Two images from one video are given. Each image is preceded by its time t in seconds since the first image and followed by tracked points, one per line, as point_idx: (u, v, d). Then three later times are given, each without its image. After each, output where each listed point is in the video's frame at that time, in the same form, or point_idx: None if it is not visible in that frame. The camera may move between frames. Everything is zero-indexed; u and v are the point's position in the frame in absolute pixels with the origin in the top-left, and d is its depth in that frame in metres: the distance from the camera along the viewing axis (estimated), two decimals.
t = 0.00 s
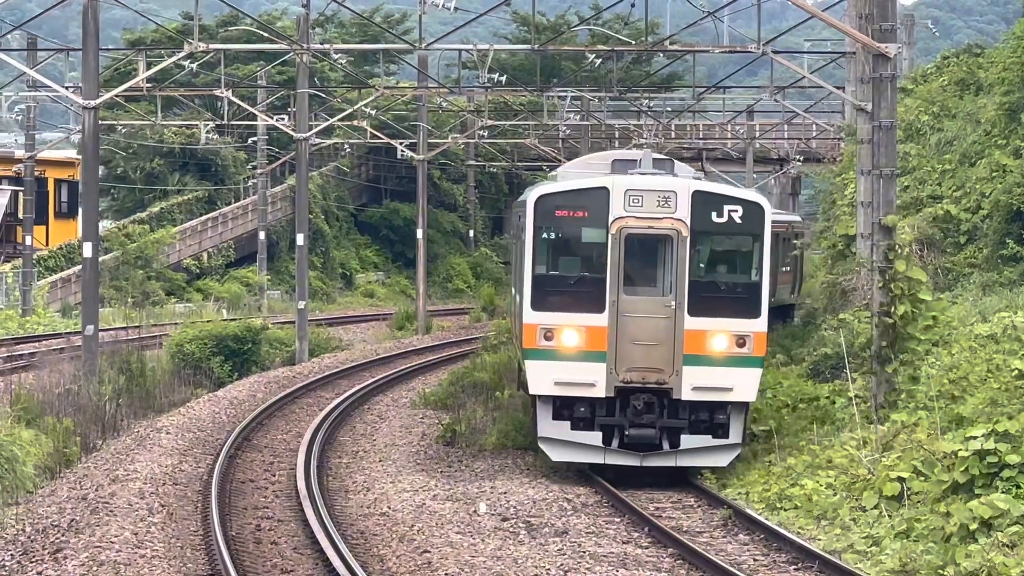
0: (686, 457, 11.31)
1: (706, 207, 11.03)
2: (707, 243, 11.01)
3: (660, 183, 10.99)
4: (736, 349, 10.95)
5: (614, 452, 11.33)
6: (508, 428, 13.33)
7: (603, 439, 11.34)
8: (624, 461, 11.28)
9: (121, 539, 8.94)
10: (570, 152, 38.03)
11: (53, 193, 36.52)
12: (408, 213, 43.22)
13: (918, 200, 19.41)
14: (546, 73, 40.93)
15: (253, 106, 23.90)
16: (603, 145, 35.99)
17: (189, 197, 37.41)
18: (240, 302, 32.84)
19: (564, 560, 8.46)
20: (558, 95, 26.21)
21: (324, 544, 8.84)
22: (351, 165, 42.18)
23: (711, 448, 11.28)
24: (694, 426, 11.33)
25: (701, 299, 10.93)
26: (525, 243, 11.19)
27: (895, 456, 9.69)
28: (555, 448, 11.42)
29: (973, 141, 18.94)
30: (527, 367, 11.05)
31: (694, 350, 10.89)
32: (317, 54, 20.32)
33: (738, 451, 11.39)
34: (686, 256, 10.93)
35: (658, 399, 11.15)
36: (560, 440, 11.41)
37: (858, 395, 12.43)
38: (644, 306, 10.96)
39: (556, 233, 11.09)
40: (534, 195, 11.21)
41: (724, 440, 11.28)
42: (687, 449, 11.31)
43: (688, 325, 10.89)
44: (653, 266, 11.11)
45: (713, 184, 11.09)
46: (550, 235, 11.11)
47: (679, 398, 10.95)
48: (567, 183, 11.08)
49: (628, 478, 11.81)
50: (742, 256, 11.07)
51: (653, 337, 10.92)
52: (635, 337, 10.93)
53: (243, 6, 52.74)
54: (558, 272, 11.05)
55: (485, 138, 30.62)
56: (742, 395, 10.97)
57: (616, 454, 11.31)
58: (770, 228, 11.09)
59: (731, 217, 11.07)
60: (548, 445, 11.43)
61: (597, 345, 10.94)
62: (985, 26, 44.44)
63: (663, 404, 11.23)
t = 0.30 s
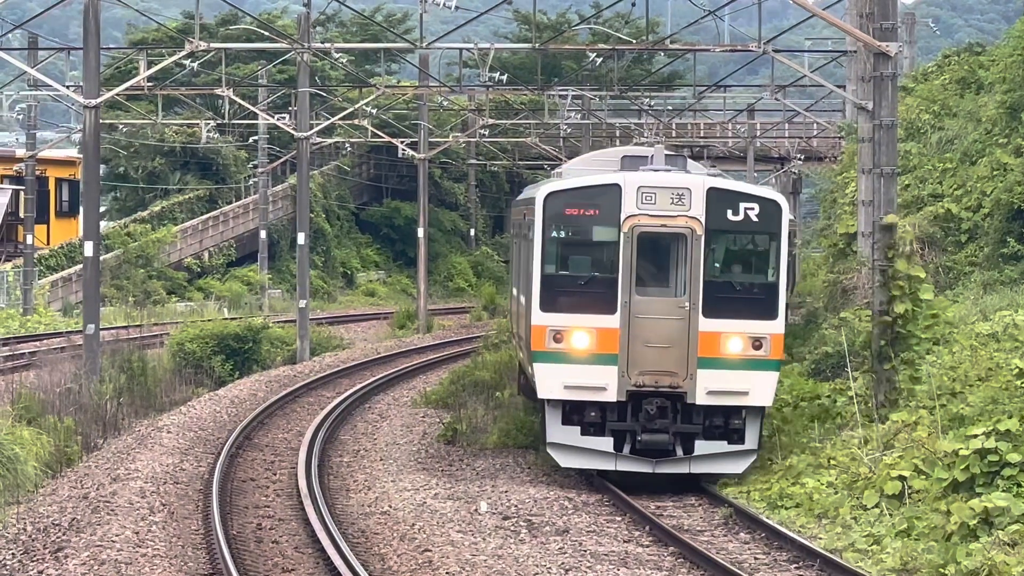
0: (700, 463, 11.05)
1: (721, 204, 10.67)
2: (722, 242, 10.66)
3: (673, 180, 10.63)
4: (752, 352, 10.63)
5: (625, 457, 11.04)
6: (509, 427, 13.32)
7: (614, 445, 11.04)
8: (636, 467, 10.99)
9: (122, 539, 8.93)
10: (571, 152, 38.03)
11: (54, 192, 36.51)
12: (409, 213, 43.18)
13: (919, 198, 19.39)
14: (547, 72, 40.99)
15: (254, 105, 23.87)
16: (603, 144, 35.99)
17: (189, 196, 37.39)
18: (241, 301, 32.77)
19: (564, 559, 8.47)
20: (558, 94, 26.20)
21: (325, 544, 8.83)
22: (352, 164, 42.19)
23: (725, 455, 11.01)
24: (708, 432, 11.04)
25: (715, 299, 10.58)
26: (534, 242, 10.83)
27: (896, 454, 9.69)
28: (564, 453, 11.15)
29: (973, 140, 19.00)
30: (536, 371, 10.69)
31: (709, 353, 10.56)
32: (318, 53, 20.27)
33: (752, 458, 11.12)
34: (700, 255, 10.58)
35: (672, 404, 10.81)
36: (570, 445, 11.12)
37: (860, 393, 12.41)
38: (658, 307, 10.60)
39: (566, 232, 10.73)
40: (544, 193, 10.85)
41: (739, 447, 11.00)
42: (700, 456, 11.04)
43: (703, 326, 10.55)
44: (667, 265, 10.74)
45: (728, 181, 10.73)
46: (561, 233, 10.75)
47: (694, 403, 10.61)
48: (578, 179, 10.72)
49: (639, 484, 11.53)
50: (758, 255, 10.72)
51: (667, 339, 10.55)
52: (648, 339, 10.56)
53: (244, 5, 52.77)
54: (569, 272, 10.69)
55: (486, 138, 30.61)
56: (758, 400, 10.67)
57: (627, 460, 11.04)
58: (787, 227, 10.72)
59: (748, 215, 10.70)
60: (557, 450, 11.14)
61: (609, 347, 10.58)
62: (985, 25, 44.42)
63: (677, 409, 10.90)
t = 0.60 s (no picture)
0: (716, 469, 10.59)
1: (736, 200, 10.29)
2: (738, 240, 10.29)
3: (686, 175, 10.27)
4: (769, 353, 10.23)
5: (638, 463, 10.62)
6: (510, 425, 13.32)
7: (626, 450, 10.65)
8: (649, 473, 10.56)
9: (123, 537, 8.94)
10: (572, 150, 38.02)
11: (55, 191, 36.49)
12: (409, 211, 43.17)
13: (920, 196, 19.40)
14: (548, 71, 41.01)
15: (254, 104, 23.85)
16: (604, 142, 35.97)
17: (190, 194, 37.38)
18: (242, 300, 32.71)
19: (566, 558, 8.47)
20: (559, 93, 26.19)
21: (327, 543, 8.85)
22: (352, 162, 42.21)
23: (742, 460, 10.57)
24: (724, 436, 10.62)
25: (731, 299, 10.22)
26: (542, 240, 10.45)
27: (897, 453, 9.69)
28: (575, 459, 10.72)
29: (974, 138, 19.00)
30: (545, 374, 10.31)
31: (724, 355, 10.18)
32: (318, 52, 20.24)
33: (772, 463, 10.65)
34: (715, 252, 10.21)
35: (686, 407, 10.44)
36: (581, 452, 10.70)
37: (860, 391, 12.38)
38: (671, 307, 10.23)
39: (577, 229, 10.36)
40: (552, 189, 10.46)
41: (756, 452, 10.56)
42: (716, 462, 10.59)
43: (718, 327, 10.18)
44: (681, 264, 10.37)
45: (744, 176, 10.36)
46: (571, 231, 10.37)
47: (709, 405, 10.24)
48: (588, 175, 10.35)
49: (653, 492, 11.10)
50: (775, 253, 10.34)
51: (681, 340, 10.19)
52: (661, 340, 10.20)
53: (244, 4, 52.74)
54: (579, 271, 10.32)
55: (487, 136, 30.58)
56: (775, 403, 10.27)
57: (640, 465, 10.61)
58: (806, 224, 10.32)
59: (765, 211, 10.32)
60: (567, 456, 10.72)
61: (621, 348, 10.22)
62: (985, 24, 44.44)
63: (692, 412, 10.53)
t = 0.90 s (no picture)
0: (733, 474, 10.09)
1: (753, 195, 9.86)
2: (755, 236, 9.85)
3: (700, 170, 9.83)
4: (787, 355, 9.80)
5: (653, 469, 10.12)
6: (511, 424, 13.31)
7: (641, 456, 10.13)
8: (664, 480, 10.07)
9: (125, 535, 8.95)
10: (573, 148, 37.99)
11: (55, 189, 36.50)
12: (410, 209, 43.16)
13: (921, 194, 19.40)
14: (548, 68, 41.01)
15: (255, 103, 23.85)
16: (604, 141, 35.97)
17: (191, 192, 37.39)
18: (243, 298, 32.65)
19: (568, 556, 8.46)
20: (560, 91, 26.17)
21: (328, 540, 8.85)
22: (353, 161, 42.21)
23: (762, 465, 10.06)
24: (742, 440, 10.10)
25: (749, 298, 9.78)
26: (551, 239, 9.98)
27: (898, 451, 9.68)
28: (586, 466, 10.20)
29: (975, 136, 18.99)
30: (555, 378, 9.83)
31: (742, 356, 9.73)
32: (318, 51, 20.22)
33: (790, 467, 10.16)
34: (732, 250, 9.78)
35: (703, 411, 9.92)
36: (593, 458, 10.19)
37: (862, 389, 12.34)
38: (687, 307, 9.76)
39: (587, 226, 9.90)
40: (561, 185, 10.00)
41: (775, 456, 10.05)
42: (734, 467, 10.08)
43: (735, 327, 9.72)
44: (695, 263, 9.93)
45: (760, 170, 9.93)
46: (581, 229, 9.91)
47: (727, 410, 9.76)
48: (597, 170, 9.89)
49: (667, 499, 10.60)
50: (792, 250, 9.91)
51: (697, 341, 9.72)
52: (677, 342, 9.73)
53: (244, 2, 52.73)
54: (590, 271, 9.86)
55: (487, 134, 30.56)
56: (795, 406, 9.81)
57: (655, 472, 10.10)
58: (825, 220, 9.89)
59: (782, 207, 9.89)
60: (579, 463, 10.20)
61: (634, 350, 9.75)
62: (986, 22, 44.45)
63: (708, 416, 10.01)
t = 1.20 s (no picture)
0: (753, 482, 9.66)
1: (772, 191, 9.44)
2: (774, 234, 9.43)
3: (717, 165, 9.43)
4: (809, 356, 9.42)
5: (669, 477, 9.69)
6: (511, 422, 13.32)
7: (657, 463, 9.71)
8: (681, 488, 9.62)
9: (124, 533, 8.94)
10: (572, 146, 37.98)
11: (56, 188, 36.53)
12: (410, 207, 43.16)
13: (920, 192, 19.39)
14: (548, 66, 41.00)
15: (255, 102, 23.86)
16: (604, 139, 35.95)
17: (191, 191, 37.42)
18: (243, 296, 32.64)
19: (568, 554, 8.46)
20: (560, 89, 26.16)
21: (328, 539, 8.84)
22: (353, 159, 42.23)
23: (783, 472, 9.64)
24: (762, 447, 9.72)
25: (768, 298, 9.39)
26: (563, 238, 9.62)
27: (898, 449, 9.69)
28: (600, 474, 9.79)
29: (975, 134, 18.98)
30: (566, 382, 9.49)
31: (761, 359, 9.37)
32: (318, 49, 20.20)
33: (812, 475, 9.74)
34: (750, 249, 9.38)
35: (721, 416, 9.57)
36: (606, 465, 9.78)
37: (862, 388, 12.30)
38: (703, 307, 9.39)
39: (599, 224, 9.52)
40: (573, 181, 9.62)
41: (797, 463, 9.65)
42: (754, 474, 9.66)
43: (754, 329, 9.36)
44: (711, 262, 9.53)
45: (780, 165, 9.50)
46: (593, 227, 9.53)
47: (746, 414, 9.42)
48: (610, 165, 9.51)
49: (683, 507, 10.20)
50: (814, 248, 9.48)
51: (714, 343, 9.36)
52: (693, 344, 9.36)
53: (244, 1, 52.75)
54: (602, 271, 9.50)
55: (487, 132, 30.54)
56: (817, 410, 9.41)
57: (672, 480, 9.67)
58: (848, 217, 9.44)
59: (803, 203, 9.46)
60: (591, 470, 9.79)
61: (650, 353, 9.39)
62: (986, 19, 44.45)
63: (726, 422, 9.65)
